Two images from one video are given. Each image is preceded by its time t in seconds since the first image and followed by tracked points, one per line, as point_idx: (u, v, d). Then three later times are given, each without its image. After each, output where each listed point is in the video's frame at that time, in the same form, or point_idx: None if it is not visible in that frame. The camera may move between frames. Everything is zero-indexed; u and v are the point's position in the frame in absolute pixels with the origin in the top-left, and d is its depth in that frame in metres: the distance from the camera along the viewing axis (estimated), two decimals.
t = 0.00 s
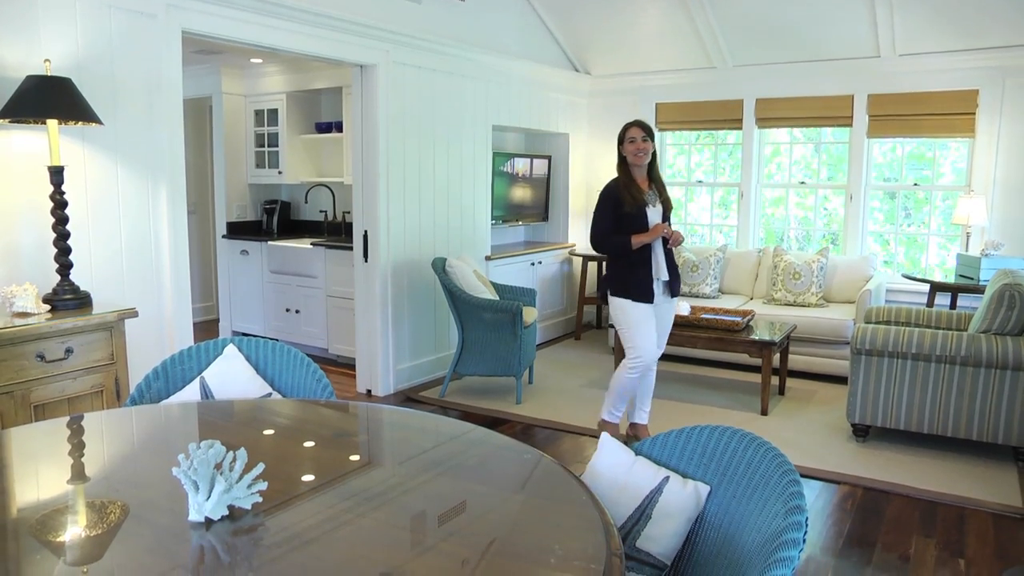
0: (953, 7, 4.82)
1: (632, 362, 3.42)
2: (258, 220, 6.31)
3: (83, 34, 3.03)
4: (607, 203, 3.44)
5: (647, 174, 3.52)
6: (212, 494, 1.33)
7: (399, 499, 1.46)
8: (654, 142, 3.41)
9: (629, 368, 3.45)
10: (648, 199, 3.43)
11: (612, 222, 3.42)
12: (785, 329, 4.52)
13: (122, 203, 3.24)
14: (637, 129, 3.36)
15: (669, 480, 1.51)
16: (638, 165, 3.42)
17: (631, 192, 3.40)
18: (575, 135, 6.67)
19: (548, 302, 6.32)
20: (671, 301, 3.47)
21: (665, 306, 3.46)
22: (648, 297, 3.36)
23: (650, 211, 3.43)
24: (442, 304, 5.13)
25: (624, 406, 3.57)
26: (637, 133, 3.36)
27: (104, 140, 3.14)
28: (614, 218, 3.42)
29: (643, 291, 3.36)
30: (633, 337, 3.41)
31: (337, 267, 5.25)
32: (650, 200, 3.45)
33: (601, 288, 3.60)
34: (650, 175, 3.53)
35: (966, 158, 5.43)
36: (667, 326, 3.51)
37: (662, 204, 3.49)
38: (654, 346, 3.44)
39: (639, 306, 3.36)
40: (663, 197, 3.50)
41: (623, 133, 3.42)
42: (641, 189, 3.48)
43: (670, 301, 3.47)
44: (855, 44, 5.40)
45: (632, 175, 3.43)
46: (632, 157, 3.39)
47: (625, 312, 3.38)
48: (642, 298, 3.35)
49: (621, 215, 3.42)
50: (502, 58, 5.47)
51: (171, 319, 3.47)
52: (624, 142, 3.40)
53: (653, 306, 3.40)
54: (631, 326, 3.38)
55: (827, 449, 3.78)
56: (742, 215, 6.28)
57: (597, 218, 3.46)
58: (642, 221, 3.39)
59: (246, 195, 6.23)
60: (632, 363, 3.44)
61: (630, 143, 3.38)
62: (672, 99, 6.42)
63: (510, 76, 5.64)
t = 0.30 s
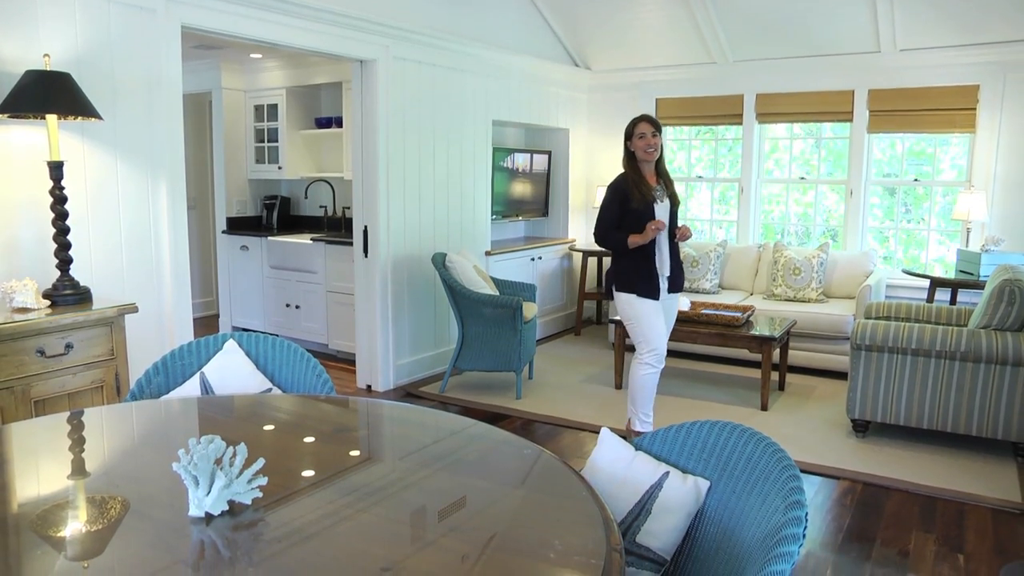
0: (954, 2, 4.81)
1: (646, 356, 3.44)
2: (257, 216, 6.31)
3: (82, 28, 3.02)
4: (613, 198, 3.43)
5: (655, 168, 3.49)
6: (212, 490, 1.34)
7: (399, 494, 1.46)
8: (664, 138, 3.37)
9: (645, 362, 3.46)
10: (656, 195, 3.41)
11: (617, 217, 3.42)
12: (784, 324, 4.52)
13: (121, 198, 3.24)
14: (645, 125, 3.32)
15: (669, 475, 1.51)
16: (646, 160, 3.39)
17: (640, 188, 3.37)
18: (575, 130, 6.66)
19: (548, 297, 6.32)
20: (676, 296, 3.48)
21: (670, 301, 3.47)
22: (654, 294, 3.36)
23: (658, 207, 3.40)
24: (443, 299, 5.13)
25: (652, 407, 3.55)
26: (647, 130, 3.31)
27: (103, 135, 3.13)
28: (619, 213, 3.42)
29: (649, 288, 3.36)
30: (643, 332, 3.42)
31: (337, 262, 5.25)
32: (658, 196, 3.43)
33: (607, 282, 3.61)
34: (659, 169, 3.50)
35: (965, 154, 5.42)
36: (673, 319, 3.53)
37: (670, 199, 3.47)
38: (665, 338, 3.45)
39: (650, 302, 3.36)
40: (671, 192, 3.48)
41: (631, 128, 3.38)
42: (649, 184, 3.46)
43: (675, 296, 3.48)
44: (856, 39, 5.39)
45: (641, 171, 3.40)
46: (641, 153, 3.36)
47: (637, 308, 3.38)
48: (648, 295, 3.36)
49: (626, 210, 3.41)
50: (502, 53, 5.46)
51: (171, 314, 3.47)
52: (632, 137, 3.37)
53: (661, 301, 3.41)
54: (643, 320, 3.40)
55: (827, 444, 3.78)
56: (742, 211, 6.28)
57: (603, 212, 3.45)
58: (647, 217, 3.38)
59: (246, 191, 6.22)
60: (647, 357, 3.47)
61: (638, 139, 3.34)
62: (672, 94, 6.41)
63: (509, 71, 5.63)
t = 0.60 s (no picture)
0: None
1: (642, 352, 3.45)
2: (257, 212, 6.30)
3: (82, 25, 3.02)
4: (615, 193, 3.43)
5: (659, 164, 3.48)
6: (212, 486, 1.34)
7: (399, 491, 1.46)
8: (668, 134, 3.35)
9: (641, 359, 3.46)
10: (657, 190, 3.40)
11: (619, 212, 3.42)
12: (784, 321, 4.52)
13: (121, 195, 3.23)
14: (650, 121, 3.31)
15: (669, 473, 1.51)
16: (650, 156, 3.38)
17: (641, 183, 3.38)
18: (575, 127, 6.65)
19: (548, 294, 6.32)
20: (677, 294, 3.47)
21: (671, 298, 3.46)
22: (652, 291, 3.36)
23: (660, 202, 3.40)
24: (443, 296, 5.13)
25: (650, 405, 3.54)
26: (651, 126, 3.30)
27: (103, 131, 3.13)
28: (621, 208, 3.42)
29: (649, 284, 3.35)
30: (640, 328, 3.42)
31: (337, 259, 5.25)
32: (661, 192, 3.42)
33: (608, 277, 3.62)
34: (663, 165, 3.49)
35: (965, 151, 5.42)
36: (674, 317, 3.52)
37: (673, 195, 3.46)
38: (663, 336, 3.45)
39: (648, 298, 3.36)
40: (674, 188, 3.47)
41: (636, 124, 3.36)
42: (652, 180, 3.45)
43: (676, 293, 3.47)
44: (856, 35, 5.38)
45: (644, 167, 3.40)
46: (645, 149, 3.35)
47: (635, 305, 3.38)
48: (645, 292, 3.35)
49: (629, 206, 3.41)
50: (502, 50, 5.46)
51: (171, 311, 3.47)
52: (637, 133, 3.36)
53: (660, 299, 3.41)
54: (641, 317, 3.40)
55: (827, 441, 3.78)
56: (742, 207, 6.28)
57: (605, 207, 3.46)
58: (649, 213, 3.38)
59: (246, 187, 6.22)
60: (643, 353, 3.47)
61: (643, 136, 3.33)
62: (672, 91, 6.40)
63: (509, 68, 5.62)
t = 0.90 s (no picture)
0: None
1: (643, 351, 3.45)
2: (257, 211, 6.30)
3: (81, 24, 3.02)
4: (617, 192, 3.45)
5: (661, 163, 3.47)
6: (212, 485, 1.34)
7: (399, 490, 1.46)
8: (669, 134, 3.33)
9: (643, 357, 3.47)
10: (657, 189, 3.40)
11: (620, 211, 3.43)
12: (784, 320, 4.52)
13: (121, 194, 3.23)
14: (650, 121, 3.29)
15: (669, 471, 1.51)
16: (651, 155, 3.37)
17: (640, 182, 3.38)
18: (575, 126, 6.65)
19: (548, 293, 6.32)
20: (680, 294, 3.46)
21: (673, 298, 3.45)
22: (652, 290, 3.35)
23: (660, 202, 3.40)
24: (443, 295, 5.13)
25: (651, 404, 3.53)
26: (652, 126, 3.28)
27: (103, 130, 3.13)
28: (622, 208, 3.43)
29: (648, 283, 3.35)
30: (642, 328, 3.42)
31: (337, 258, 5.25)
32: (662, 191, 3.41)
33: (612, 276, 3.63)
34: (665, 164, 3.48)
35: (965, 149, 5.42)
36: (676, 316, 3.52)
37: (674, 194, 3.45)
38: (665, 336, 3.44)
39: (649, 298, 3.36)
40: (675, 187, 3.46)
41: (637, 123, 3.35)
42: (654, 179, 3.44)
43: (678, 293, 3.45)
44: (856, 34, 5.38)
45: (645, 166, 3.39)
46: (646, 149, 3.34)
47: (635, 304, 3.39)
48: (645, 291, 3.35)
49: (630, 205, 3.41)
50: (502, 49, 5.45)
51: (171, 310, 3.47)
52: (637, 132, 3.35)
53: (661, 298, 3.41)
54: (642, 317, 3.40)
55: (827, 440, 3.78)
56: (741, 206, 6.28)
57: (607, 206, 3.47)
58: (650, 212, 3.38)
59: (246, 186, 6.21)
60: (644, 352, 3.47)
61: (643, 135, 3.32)
62: (672, 90, 6.40)
63: (509, 67, 5.62)
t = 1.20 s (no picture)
0: None
1: (643, 350, 3.45)
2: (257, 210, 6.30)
3: (81, 23, 3.02)
4: (619, 191, 3.44)
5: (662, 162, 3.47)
6: (212, 484, 1.34)
7: (399, 490, 1.46)
8: (670, 133, 3.32)
9: (643, 357, 3.47)
10: (659, 189, 3.40)
11: (622, 211, 3.43)
12: (784, 320, 4.52)
13: (121, 194, 3.23)
14: (652, 120, 3.29)
15: (669, 471, 1.51)
16: (652, 155, 3.37)
17: (642, 182, 3.38)
18: (575, 125, 6.64)
19: (548, 292, 6.32)
20: (680, 294, 3.46)
21: (674, 297, 3.45)
22: (653, 289, 3.36)
23: (662, 201, 3.40)
24: (442, 294, 5.13)
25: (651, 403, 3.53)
26: (653, 125, 3.27)
27: (103, 130, 3.13)
28: (624, 207, 3.43)
29: (649, 283, 3.35)
30: (642, 327, 3.42)
31: (337, 257, 5.25)
32: (663, 190, 3.42)
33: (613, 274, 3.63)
34: (666, 163, 3.48)
35: (965, 148, 5.41)
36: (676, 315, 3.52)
37: (675, 193, 3.45)
38: (665, 335, 3.45)
39: (650, 297, 3.36)
40: (676, 186, 3.46)
41: (638, 122, 3.35)
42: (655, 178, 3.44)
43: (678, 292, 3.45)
44: (857, 33, 5.38)
45: (647, 165, 3.39)
46: (647, 148, 3.33)
47: (636, 303, 3.39)
48: (647, 290, 3.35)
49: (631, 204, 3.41)
50: (502, 48, 5.45)
51: (171, 310, 3.47)
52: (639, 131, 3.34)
53: (662, 298, 3.40)
54: (643, 316, 3.40)
55: (827, 440, 3.78)
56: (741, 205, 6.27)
57: (609, 206, 3.47)
58: (652, 212, 3.38)
59: (246, 186, 6.21)
60: (645, 352, 3.47)
61: (644, 134, 3.31)
62: (672, 89, 6.40)
63: (509, 66, 5.62)
